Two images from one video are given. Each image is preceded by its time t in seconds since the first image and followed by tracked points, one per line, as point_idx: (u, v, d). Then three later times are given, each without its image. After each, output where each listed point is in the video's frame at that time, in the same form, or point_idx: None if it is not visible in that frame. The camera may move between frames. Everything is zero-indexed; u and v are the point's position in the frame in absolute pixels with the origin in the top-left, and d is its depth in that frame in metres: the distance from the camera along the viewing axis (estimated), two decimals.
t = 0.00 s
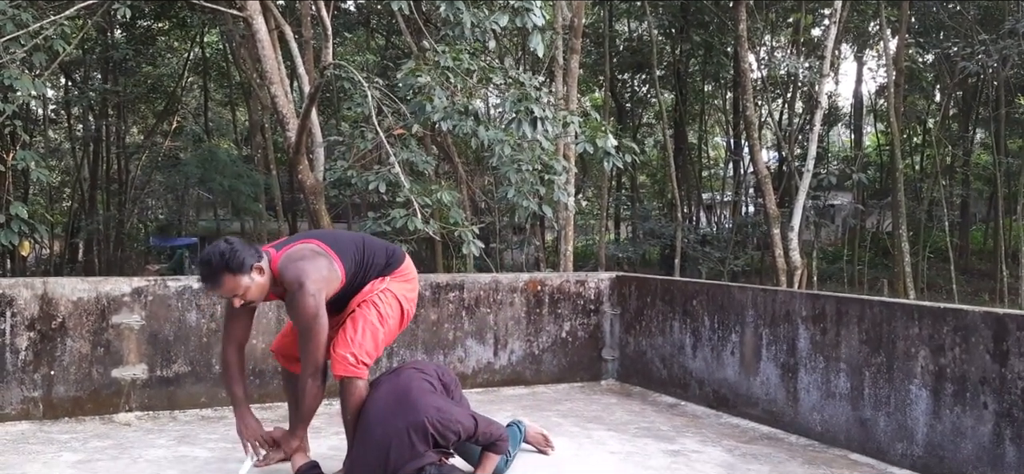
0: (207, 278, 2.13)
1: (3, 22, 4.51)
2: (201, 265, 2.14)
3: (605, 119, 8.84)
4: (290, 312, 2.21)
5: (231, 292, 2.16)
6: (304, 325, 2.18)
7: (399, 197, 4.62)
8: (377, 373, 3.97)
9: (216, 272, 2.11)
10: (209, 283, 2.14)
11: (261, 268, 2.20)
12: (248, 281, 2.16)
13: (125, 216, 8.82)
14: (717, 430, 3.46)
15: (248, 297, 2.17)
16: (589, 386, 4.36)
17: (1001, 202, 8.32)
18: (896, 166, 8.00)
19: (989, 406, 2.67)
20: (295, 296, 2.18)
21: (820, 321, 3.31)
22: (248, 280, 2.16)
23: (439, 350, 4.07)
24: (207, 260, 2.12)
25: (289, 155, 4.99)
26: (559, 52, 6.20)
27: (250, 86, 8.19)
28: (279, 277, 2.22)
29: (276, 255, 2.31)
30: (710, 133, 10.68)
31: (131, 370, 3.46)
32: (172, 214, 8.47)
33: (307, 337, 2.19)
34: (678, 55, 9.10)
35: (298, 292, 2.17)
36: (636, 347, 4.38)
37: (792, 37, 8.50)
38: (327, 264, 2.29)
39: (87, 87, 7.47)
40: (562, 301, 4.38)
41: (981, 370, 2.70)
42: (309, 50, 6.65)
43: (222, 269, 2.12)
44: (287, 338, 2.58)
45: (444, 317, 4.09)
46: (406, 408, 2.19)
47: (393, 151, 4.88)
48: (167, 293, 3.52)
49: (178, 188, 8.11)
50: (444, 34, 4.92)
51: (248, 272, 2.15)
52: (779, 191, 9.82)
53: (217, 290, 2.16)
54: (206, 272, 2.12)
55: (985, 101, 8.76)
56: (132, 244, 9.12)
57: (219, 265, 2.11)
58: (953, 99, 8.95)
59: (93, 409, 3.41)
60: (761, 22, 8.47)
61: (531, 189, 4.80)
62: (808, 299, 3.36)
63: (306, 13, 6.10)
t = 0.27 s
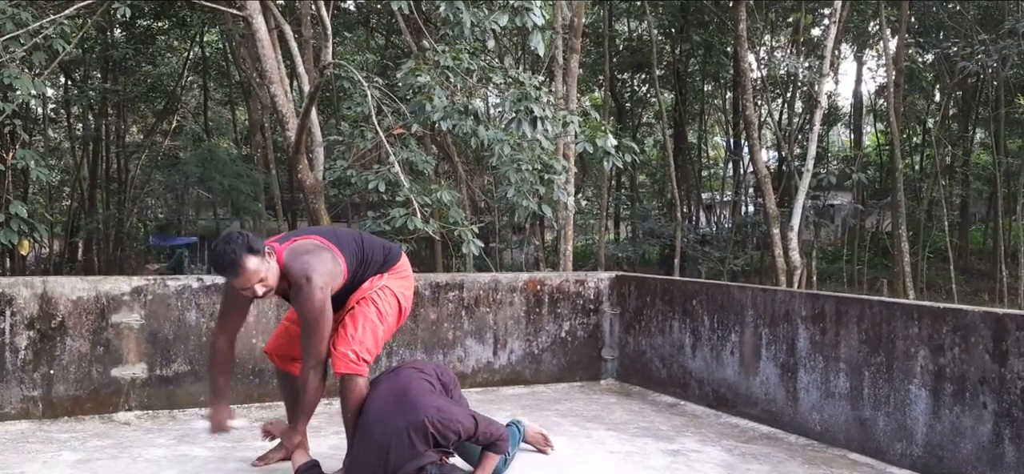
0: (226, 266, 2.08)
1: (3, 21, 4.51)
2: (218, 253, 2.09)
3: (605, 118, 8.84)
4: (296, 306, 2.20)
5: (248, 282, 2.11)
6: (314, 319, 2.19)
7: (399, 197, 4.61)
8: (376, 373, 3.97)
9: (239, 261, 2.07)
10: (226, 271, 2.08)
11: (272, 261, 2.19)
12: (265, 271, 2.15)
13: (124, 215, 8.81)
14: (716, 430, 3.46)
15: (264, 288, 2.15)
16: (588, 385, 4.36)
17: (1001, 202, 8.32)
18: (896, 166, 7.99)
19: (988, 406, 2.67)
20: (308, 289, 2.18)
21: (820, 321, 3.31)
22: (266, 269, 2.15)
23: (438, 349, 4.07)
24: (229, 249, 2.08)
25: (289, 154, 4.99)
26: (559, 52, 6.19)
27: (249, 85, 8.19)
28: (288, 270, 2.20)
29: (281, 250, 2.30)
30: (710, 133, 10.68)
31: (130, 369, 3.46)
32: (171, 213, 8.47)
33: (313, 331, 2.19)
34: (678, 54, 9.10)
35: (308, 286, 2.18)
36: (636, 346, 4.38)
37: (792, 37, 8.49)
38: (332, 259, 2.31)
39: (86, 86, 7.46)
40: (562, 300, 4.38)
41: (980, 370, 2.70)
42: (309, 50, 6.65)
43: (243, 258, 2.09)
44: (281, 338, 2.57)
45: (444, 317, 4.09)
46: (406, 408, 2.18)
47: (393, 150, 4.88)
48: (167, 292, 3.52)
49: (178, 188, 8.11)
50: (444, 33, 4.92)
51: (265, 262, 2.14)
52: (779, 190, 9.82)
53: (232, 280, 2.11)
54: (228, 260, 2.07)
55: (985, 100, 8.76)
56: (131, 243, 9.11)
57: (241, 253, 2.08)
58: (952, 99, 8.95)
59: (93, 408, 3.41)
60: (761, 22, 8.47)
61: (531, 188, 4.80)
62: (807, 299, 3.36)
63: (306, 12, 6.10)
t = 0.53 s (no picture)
0: (242, 253, 2.11)
1: (3, 21, 4.51)
2: (236, 239, 2.12)
3: (605, 118, 8.83)
4: (303, 299, 2.23)
5: (263, 270, 2.16)
6: (320, 314, 2.21)
7: (399, 196, 4.61)
8: (376, 372, 3.97)
9: (259, 248, 2.11)
10: (242, 258, 2.12)
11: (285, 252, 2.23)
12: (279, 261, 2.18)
13: (124, 214, 8.81)
14: (716, 430, 3.46)
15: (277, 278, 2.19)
16: (588, 385, 4.36)
17: (1001, 202, 8.31)
18: (896, 165, 7.99)
19: (988, 406, 2.68)
20: (316, 284, 2.20)
21: (819, 321, 3.31)
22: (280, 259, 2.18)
23: (438, 349, 4.07)
24: (248, 236, 2.12)
25: (289, 154, 4.98)
26: (559, 51, 6.19)
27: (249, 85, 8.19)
28: (299, 262, 2.23)
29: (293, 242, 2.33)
30: (710, 133, 10.68)
31: (130, 368, 3.46)
32: (171, 212, 8.47)
33: (319, 324, 2.22)
34: (677, 54, 9.10)
35: (318, 281, 2.20)
36: (636, 346, 4.38)
37: (792, 36, 8.48)
38: (342, 255, 2.33)
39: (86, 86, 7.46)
40: (561, 300, 4.38)
41: (980, 370, 2.70)
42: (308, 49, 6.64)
43: (262, 245, 2.13)
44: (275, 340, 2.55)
45: (444, 316, 4.09)
46: (405, 408, 2.18)
47: (393, 150, 4.88)
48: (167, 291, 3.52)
49: (178, 187, 8.10)
50: (444, 33, 4.92)
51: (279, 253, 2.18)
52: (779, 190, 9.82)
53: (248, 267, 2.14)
54: (245, 247, 2.11)
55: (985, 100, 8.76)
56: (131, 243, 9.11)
57: (259, 241, 2.13)
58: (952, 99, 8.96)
59: (92, 407, 3.41)
60: (761, 22, 8.46)
61: (531, 188, 4.80)
62: (807, 299, 3.36)
63: (305, 11, 6.10)
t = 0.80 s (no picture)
0: (281, 251, 2.09)
1: (4, 20, 4.51)
2: (275, 237, 2.10)
3: (605, 118, 8.83)
4: (324, 297, 2.23)
5: (296, 269, 2.13)
6: (340, 313, 2.24)
7: (399, 196, 4.61)
8: (376, 372, 3.97)
9: (296, 248, 2.10)
10: (280, 256, 2.09)
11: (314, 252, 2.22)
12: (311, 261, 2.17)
13: (123, 214, 8.79)
14: (716, 430, 3.46)
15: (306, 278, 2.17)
16: (588, 385, 4.36)
17: (1001, 202, 8.31)
18: (896, 165, 7.98)
19: (987, 406, 2.68)
20: (341, 283, 2.22)
21: (819, 321, 3.31)
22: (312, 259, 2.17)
23: (438, 349, 4.07)
24: (286, 235, 2.10)
25: (289, 153, 4.98)
26: (559, 51, 6.20)
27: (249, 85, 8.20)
28: (324, 259, 2.23)
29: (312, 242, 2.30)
30: (709, 133, 10.69)
31: (130, 368, 3.46)
32: (171, 212, 8.47)
33: (336, 324, 2.26)
34: (677, 54, 9.10)
35: (342, 282, 2.22)
36: (635, 346, 4.38)
37: (792, 37, 8.49)
38: (358, 255, 2.35)
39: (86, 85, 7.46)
40: (561, 300, 4.38)
41: (980, 370, 2.70)
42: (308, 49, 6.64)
43: (298, 245, 2.11)
44: (274, 341, 2.53)
45: (443, 316, 4.09)
46: (405, 407, 2.18)
47: (392, 149, 4.88)
48: (167, 291, 3.52)
49: (178, 187, 8.10)
50: (444, 32, 4.92)
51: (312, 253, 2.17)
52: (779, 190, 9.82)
53: (284, 268, 2.11)
54: (284, 245, 2.09)
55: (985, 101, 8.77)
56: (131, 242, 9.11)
57: (296, 240, 2.11)
58: (952, 99, 8.96)
59: (92, 407, 3.41)
60: (761, 22, 8.45)
61: (531, 188, 4.80)
62: (807, 299, 3.36)
63: (305, 11, 6.10)
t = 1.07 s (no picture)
0: (306, 267, 2.05)
1: (3, 20, 4.50)
2: (299, 253, 2.05)
3: (605, 118, 8.83)
4: (337, 303, 2.23)
5: (319, 286, 2.09)
6: (354, 319, 2.24)
7: (399, 196, 4.61)
8: (376, 372, 3.96)
9: (320, 265, 2.06)
10: (304, 273, 2.05)
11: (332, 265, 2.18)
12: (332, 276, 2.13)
13: (122, 213, 8.74)
14: (715, 429, 3.46)
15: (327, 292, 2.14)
16: (588, 385, 4.36)
17: (1001, 202, 8.31)
18: (896, 165, 7.98)
19: (987, 406, 2.68)
20: (357, 289, 2.23)
21: (819, 321, 3.31)
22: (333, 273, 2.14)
23: (437, 348, 4.07)
24: (311, 253, 2.06)
25: (288, 153, 4.98)
26: (559, 51, 6.20)
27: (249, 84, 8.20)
28: (340, 266, 2.22)
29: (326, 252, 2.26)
30: (709, 133, 10.69)
31: (130, 367, 3.46)
32: (171, 211, 8.47)
33: (348, 329, 2.26)
34: (677, 54, 9.10)
35: (357, 289, 2.23)
36: (635, 346, 4.38)
37: (792, 37, 8.49)
38: (368, 258, 2.37)
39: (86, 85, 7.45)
40: (561, 300, 4.38)
41: (980, 370, 2.70)
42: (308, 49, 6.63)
43: (322, 262, 2.08)
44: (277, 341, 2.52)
45: (443, 316, 4.09)
46: (406, 407, 2.18)
47: (392, 149, 4.88)
48: (167, 290, 3.52)
49: (178, 186, 8.10)
50: (444, 32, 4.91)
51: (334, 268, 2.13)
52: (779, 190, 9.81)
53: (308, 285, 2.07)
54: (309, 262, 2.05)
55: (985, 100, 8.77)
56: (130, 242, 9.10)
57: (320, 256, 2.07)
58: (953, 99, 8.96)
59: (92, 406, 3.41)
60: (761, 21, 8.45)
61: (531, 188, 4.80)
62: (807, 299, 3.36)
63: (305, 11, 6.09)
